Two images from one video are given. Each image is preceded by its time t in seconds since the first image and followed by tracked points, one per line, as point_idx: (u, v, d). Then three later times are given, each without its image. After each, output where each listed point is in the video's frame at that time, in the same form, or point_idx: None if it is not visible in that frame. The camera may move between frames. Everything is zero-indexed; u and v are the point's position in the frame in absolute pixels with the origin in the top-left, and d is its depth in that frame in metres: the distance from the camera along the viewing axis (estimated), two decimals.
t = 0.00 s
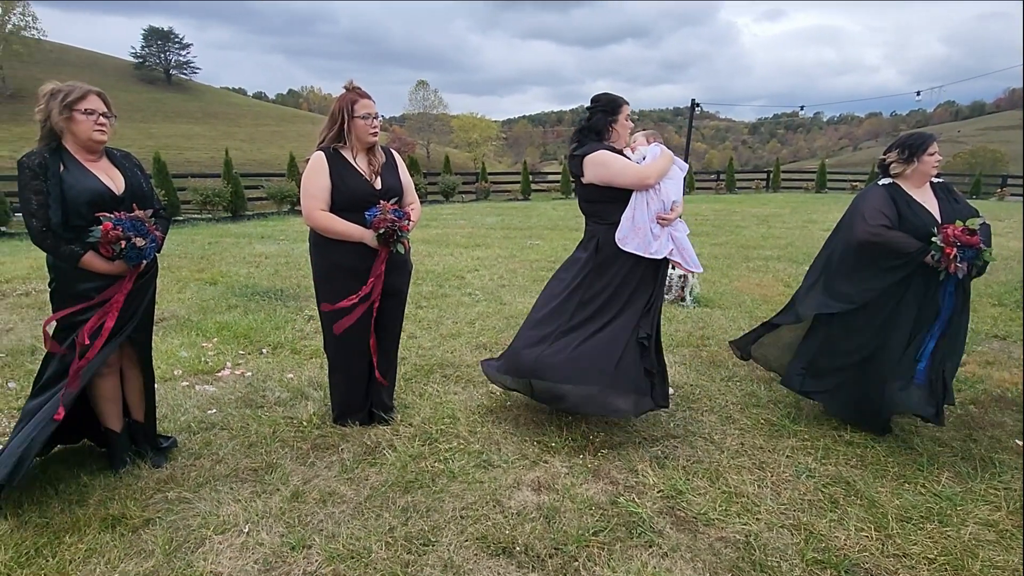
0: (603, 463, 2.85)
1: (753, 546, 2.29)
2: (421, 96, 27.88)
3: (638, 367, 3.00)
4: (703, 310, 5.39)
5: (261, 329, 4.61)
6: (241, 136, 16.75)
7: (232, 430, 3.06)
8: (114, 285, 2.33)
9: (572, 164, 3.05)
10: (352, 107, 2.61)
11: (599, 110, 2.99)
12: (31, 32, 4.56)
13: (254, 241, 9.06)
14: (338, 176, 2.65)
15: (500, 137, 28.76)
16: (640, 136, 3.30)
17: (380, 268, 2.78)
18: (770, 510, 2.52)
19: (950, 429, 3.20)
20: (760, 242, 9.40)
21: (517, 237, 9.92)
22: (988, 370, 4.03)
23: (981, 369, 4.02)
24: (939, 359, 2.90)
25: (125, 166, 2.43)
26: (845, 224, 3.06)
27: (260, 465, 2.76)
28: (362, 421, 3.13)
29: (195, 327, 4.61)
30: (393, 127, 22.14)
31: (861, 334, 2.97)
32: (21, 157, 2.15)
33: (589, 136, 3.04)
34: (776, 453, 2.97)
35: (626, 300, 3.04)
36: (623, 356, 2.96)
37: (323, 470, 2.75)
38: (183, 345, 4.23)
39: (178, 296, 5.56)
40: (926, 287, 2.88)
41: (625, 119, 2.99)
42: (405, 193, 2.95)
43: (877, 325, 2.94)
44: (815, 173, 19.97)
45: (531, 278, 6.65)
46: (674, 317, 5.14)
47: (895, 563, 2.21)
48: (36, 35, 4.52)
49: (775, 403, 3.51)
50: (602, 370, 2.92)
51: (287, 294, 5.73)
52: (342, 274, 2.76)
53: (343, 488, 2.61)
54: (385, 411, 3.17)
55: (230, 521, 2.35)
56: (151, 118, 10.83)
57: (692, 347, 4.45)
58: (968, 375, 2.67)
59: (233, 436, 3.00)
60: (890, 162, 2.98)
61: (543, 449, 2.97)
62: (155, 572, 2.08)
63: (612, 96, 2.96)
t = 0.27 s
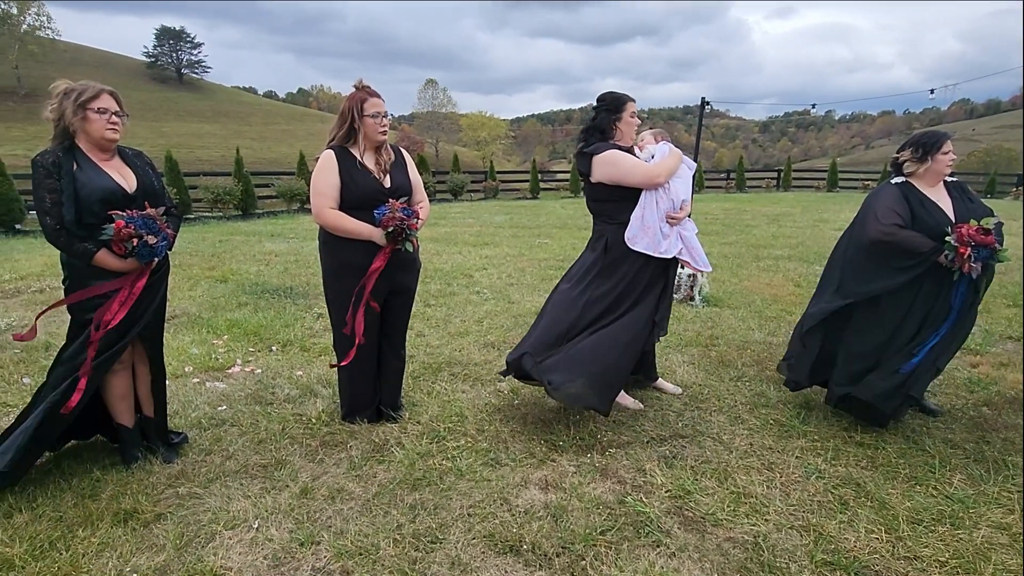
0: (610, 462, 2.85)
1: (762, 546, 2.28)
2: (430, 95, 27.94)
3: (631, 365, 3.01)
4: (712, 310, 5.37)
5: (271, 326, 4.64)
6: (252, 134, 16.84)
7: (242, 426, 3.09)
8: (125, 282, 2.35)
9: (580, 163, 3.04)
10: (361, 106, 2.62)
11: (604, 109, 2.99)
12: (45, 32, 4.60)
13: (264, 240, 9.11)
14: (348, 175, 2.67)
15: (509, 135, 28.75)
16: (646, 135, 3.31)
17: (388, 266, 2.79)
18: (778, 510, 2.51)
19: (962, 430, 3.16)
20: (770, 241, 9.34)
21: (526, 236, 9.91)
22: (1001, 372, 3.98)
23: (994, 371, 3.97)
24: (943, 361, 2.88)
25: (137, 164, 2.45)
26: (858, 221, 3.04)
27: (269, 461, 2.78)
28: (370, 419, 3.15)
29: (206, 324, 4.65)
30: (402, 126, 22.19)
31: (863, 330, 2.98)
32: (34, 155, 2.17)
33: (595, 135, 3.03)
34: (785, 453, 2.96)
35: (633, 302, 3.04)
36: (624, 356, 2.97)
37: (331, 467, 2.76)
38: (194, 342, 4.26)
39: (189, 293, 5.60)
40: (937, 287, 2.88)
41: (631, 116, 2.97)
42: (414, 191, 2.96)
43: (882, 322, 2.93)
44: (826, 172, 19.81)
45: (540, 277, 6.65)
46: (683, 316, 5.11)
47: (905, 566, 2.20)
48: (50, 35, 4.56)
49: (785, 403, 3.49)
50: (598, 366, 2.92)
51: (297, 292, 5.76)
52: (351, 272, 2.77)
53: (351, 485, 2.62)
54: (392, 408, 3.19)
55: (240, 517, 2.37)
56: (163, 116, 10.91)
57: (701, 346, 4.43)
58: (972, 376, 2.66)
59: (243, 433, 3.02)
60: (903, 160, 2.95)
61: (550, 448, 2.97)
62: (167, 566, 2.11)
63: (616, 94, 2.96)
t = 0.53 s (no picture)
0: (617, 462, 2.84)
1: (769, 547, 2.28)
2: (438, 94, 27.99)
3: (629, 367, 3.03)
4: (720, 309, 5.35)
5: (280, 324, 4.66)
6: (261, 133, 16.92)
7: (251, 423, 3.11)
8: (136, 280, 2.38)
9: (590, 163, 3.02)
10: (369, 105, 2.63)
11: (611, 108, 2.99)
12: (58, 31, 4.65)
13: (273, 238, 9.16)
14: (356, 173, 2.68)
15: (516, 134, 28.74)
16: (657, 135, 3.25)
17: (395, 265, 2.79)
18: (786, 511, 2.49)
19: (974, 432, 3.13)
20: (779, 240, 9.28)
21: (534, 235, 9.91)
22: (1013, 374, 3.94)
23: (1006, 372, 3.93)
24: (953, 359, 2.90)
25: (147, 162, 2.47)
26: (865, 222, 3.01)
27: (278, 458, 2.80)
28: (377, 416, 3.16)
29: (215, 322, 4.68)
30: (410, 124, 22.23)
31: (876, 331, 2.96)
32: (46, 153, 2.19)
33: (604, 134, 3.03)
34: (793, 454, 2.94)
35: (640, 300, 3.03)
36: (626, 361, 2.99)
37: (339, 464, 2.78)
38: (203, 339, 4.29)
39: (198, 291, 5.64)
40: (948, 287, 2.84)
41: (639, 114, 2.94)
42: (421, 190, 2.97)
43: (897, 326, 2.90)
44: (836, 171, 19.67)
45: (547, 276, 6.64)
46: (691, 316, 5.09)
47: (914, 568, 2.18)
48: (63, 34, 4.60)
49: (793, 404, 3.47)
50: (600, 369, 2.95)
51: (305, 290, 5.79)
52: (358, 270, 2.78)
53: (358, 482, 2.64)
54: (399, 406, 3.20)
55: (248, 513, 2.39)
56: (173, 115, 10.98)
57: (709, 346, 4.41)
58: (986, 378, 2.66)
59: (251, 430, 3.04)
60: (915, 159, 2.92)
61: (557, 447, 2.97)
62: (176, 561, 2.12)
63: (624, 93, 2.94)
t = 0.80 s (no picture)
0: (624, 461, 2.84)
1: (776, 548, 2.27)
2: (445, 93, 28.03)
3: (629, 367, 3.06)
4: (727, 309, 5.33)
5: (287, 322, 4.69)
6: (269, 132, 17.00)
7: (259, 421, 3.13)
8: (145, 278, 2.40)
9: (602, 162, 3.03)
10: (376, 104, 2.64)
11: (624, 107, 2.98)
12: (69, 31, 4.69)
13: (280, 236, 9.21)
14: (362, 172, 2.68)
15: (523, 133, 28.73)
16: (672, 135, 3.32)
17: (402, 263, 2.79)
18: (793, 512, 2.48)
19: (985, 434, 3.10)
20: (788, 240, 9.24)
21: (540, 234, 9.90)
22: None
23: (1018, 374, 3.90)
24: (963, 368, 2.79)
25: (156, 162, 2.49)
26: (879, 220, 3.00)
27: (285, 456, 2.81)
28: (384, 414, 3.17)
29: (223, 320, 4.71)
30: (417, 123, 22.27)
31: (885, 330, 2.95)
32: (57, 153, 2.21)
33: (616, 134, 3.04)
34: (801, 455, 2.93)
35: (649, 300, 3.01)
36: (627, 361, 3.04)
37: (346, 461, 2.79)
38: (212, 337, 4.32)
39: (207, 289, 5.68)
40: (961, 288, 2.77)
41: (652, 112, 2.92)
42: (428, 188, 2.97)
43: (905, 325, 2.89)
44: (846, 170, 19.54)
45: (554, 275, 6.64)
46: (698, 316, 5.08)
47: (923, 571, 2.16)
48: (74, 34, 4.64)
49: (801, 404, 3.46)
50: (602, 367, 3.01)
51: (312, 288, 5.81)
52: (366, 269, 2.79)
53: (365, 480, 2.65)
54: (406, 405, 3.21)
55: (256, 510, 2.41)
56: (182, 115, 11.06)
57: (716, 346, 4.40)
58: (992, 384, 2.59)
59: (259, 427, 3.06)
60: (926, 159, 2.89)
61: (563, 446, 2.98)
62: (185, 557, 2.14)
63: (637, 91, 2.92)
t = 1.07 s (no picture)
0: (630, 461, 2.84)
1: (783, 549, 2.26)
2: (452, 92, 28.08)
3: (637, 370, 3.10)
4: (734, 309, 5.31)
5: (295, 321, 4.71)
6: (277, 131, 17.08)
7: (266, 418, 3.14)
8: (155, 276, 2.41)
9: (616, 161, 3.06)
10: (383, 103, 2.64)
11: (638, 107, 2.97)
12: (80, 31, 4.72)
13: (288, 235, 9.25)
14: (368, 171, 2.69)
15: (530, 132, 28.71)
16: (686, 132, 3.41)
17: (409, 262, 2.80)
18: (800, 513, 2.47)
19: (995, 436, 3.07)
20: (795, 239, 9.19)
21: (547, 233, 9.90)
22: None
23: None
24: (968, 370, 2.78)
25: (165, 161, 2.51)
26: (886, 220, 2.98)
27: (292, 453, 2.83)
28: (390, 413, 3.18)
29: (232, 318, 4.74)
30: (424, 122, 22.31)
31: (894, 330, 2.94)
32: (69, 152, 2.23)
33: (629, 134, 3.04)
34: (809, 456, 2.92)
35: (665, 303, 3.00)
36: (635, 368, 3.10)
37: (352, 460, 2.80)
38: (220, 335, 4.34)
39: (215, 287, 5.72)
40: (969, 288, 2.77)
41: (665, 112, 2.90)
42: (434, 188, 2.98)
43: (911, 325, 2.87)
44: (854, 170, 19.41)
45: (560, 274, 6.64)
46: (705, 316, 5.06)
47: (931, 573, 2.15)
48: (85, 34, 4.69)
49: (809, 405, 3.44)
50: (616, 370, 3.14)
51: (319, 287, 5.84)
52: (373, 268, 2.80)
53: (372, 478, 2.66)
54: (413, 403, 3.22)
55: (263, 507, 2.42)
56: (191, 114, 11.13)
57: (723, 346, 4.38)
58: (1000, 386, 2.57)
59: (266, 425, 3.08)
60: (938, 159, 2.86)
61: (570, 446, 2.98)
62: (193, 553, 2.16)
63: (650, 91, 2.91)
